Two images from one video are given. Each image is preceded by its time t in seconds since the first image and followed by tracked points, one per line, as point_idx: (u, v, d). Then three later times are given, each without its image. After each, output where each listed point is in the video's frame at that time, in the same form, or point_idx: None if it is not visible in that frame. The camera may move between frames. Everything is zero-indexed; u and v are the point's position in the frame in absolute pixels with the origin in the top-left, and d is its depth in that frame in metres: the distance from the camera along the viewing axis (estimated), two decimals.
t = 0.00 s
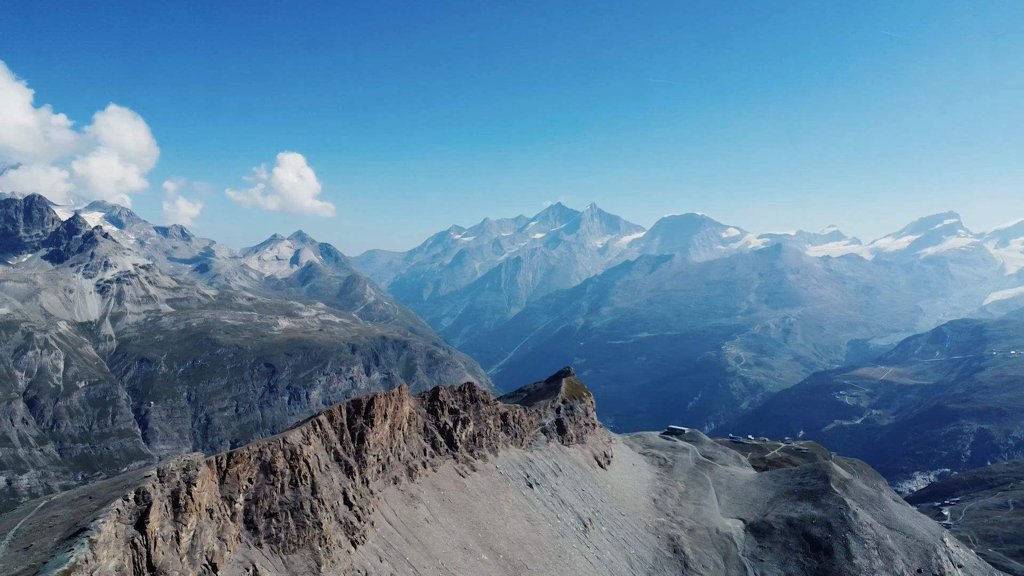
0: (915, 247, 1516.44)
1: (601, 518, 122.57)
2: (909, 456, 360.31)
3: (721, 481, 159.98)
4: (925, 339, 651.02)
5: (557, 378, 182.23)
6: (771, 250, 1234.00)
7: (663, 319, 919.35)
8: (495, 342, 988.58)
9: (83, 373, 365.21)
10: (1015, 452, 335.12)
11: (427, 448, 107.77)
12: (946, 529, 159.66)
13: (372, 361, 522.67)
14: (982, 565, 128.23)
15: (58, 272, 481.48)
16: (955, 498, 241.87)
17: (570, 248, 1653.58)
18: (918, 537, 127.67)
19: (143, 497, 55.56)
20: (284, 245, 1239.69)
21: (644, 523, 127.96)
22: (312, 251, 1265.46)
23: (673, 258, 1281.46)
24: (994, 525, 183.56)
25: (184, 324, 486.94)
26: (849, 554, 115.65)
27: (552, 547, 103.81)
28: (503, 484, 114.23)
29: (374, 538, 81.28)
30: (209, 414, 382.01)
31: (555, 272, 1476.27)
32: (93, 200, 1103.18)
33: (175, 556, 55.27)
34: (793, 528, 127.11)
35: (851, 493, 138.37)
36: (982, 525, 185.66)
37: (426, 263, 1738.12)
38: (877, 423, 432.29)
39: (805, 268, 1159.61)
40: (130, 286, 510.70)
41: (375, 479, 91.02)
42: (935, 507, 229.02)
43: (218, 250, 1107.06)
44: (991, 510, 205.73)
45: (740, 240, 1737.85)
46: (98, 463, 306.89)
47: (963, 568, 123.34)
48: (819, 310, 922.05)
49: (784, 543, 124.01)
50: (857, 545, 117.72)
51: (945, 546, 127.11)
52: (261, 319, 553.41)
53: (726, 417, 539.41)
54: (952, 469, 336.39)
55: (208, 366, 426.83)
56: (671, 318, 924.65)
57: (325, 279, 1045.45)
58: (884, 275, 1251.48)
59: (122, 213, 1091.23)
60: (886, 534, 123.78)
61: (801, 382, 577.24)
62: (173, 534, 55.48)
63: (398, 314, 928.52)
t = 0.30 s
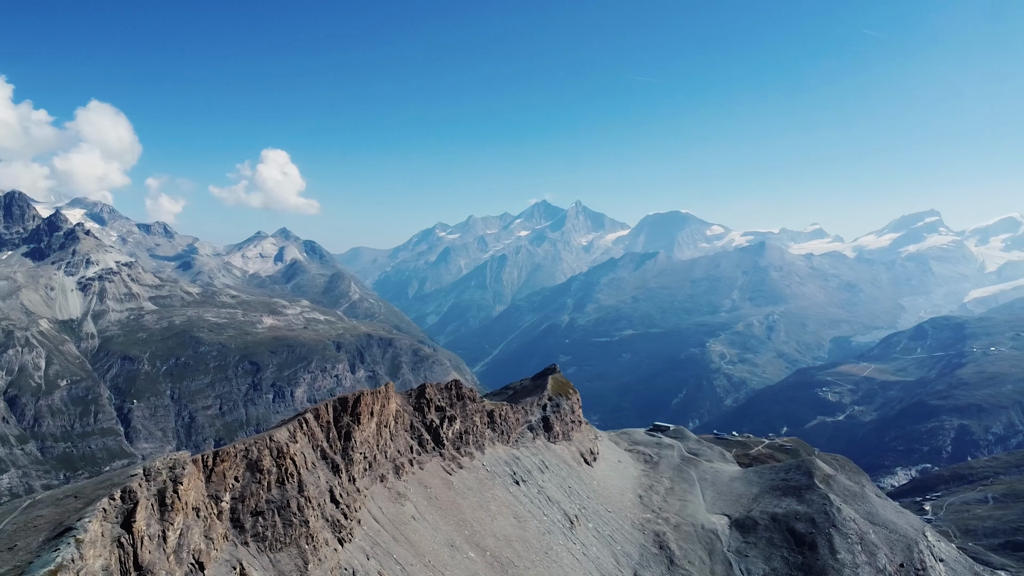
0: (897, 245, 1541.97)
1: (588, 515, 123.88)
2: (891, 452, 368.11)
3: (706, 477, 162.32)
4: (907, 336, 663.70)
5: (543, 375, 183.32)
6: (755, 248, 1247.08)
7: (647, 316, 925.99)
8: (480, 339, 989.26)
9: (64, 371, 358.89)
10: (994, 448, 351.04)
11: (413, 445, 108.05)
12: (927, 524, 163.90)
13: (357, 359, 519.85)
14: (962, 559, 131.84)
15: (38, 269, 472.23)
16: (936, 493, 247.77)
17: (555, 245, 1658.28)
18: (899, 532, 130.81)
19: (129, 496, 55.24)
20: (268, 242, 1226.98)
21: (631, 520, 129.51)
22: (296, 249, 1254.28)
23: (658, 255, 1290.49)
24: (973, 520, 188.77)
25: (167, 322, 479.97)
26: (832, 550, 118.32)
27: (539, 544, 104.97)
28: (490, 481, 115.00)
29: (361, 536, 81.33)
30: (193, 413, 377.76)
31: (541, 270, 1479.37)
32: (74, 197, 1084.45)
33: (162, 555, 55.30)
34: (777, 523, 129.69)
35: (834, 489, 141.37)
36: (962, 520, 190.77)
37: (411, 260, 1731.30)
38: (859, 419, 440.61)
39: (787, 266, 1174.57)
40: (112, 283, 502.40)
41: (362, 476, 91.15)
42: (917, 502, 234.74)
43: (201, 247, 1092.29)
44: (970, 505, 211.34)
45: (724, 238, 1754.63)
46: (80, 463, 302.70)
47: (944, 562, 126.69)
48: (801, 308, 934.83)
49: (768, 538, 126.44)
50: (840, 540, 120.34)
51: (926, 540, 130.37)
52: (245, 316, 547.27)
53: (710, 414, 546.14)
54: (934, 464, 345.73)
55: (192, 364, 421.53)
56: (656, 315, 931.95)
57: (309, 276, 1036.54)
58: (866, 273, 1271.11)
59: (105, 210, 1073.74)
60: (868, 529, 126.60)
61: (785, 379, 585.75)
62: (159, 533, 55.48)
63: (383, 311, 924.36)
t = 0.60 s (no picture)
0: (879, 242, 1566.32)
1: (574, 511, 125.17)
2: (874, 447, 375.50)
3: (692, 473, 164.64)
4: (889, 333, 675.91)
5: (529, 372, 184.26)
6: (739, 245, 1259.77)
7: (633, 313, 932.26)
8: (465, 336, 989.19)
9: (46, 369, 352.67)
10: (974, 443, 361.31)
11: (400, 442, 108.23)
12: (909, 518, 167.87)
13: (343, 357, 516.80)
14: (943, 553, 135.24)
15: (18, 266, 463.03)
16: (918, 488, 253.54)
17: (540, 242, 1660.79)
18: (882, 526, 133.76)
19: (116, 494, 55.06)
20: (252, 239, 1213.30)
21: (617, 516, 131.05)
22: (281, 246, 1242.35)
23: (643, 253, 1298.63)
24: (954, 514, 193.72)
25: (151, 319, 473.07)
26: (816, 544, 120.79)
27: (526, 540, 105.93)
28: (478, 478, 115.68)
29: (349, 534, 81.39)
30: (177, 411, 373.42)
31: (526, 267, 1481.51)
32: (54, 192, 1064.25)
33: (150, 554, 55.10)
34: (763, 519, 132.07)
35: (819, 484, 144.09)
36: (943, 514, 195.66)
37: (396, 257, 1723.52)
38: (843, 415, 448.49)
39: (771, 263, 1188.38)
40: (94, 280, 493.90)
41: (349, 474, 91.18)
42: (899, 496, 239.88)
43: (185, 244, 1077.33)
44: (951, 499, 216.79)
45: (709, 235, 1770.24)
46: (63, 461, 298.32)
47: (926, 556, 129.91)
48: (784, 304, 947.86)
49: (753, 533, 128.82)
50: (824, 534, 122.84)
51: (908, 534, 133.76)
52: (230, 314, 540.93)
53: (694, 410, 552.02)
54: (916, 459, 353.72)
55: (176, 362, 416.21)
56: (641, 312, 938.51)
57: (294, 273, 1027.43)
58: (849, 270, 1290.13)
59: (86, 206, 1054.76)
60: (851, 524, 129.31)
61: (769, 375, 593.41)
62: (146, 533, 55.24)
63: (368, 309, 919.97)
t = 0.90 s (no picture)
0: (862, 239, 1589.02)
1: (561, 507, 126.26)
2: (857, 442, 382.77)
3: (677, 469, 166.80)
4: (872, 329, 687.77)
5: (516, 369, 185.14)
6: (723, 242, 1272.01)
7: (619, 309, 938.15)
8: (451, 333, 988.84)
9: (27, 367, 346.84)
10: (955, 438, 370.16)
11: (387, 439, 108.32)
12: (893, 513, 171.62)
13: (328, 353, 513.87)
14: (926, 546, 138.69)
15: None
16: (901, 482, 259.03)
17: (526, 239, 1663.29)
18: (867, 521, 136.51)
19: (103, 493, 54.93)
20: (237, 235, 1200.75)
21: (605, 512, 132.43)
22: (265, 242, 1230.69)
23: (628, 249, 1306.26)
24: (935, 508, 198.63)
25: (134, 316, 466.67)
26: (802, 538, 123.21)
27: (514, 537, 106.90)
28: (464, 475, 116.34)
29: (336, 531, 81.58)
30: (161, 409, 369.23)
31: (512, 264, 1482.61)
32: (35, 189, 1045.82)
33: (137, 553, 54.93)
34: (748, 514, 134.46)
35: (804, 479, 146.80)
36: (926, 509, 200.22)
37: (382, 254, 1716.56)
38: (826, 410, 456.41)
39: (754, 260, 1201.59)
40: (77, 278, 486.32)
41: (336, 471, 91.28)
42: (882, 491, 244.89)
43: (168, 241, 1064.03)
44: (933, 494, 222.14)
45: (693, 232, 1784.46)
46: (45, 460, 293.87)
47: (908, 550, 133.10)
48: (767, 301, 959.85)
49: (739, 529, 131.11)
50: (808, 529, 125.34)
51: (891, 529, 136.89)
52: (214, 311, 535.00)
53: (679, 406, 558.02)
54: (898, 454, 361.63)
55: (160, 360, 411.25)
56: (627, 309, 944.65)
57: (279, 270, 1019.17)
58: (832, 267, 1307.70)
59: (68, 202, 1037.89)
60: (836, 519, 131.87)
61: (753, 371, 601.06)
62: (134, 531, 55.04)
63: (354, 306, 915.90)
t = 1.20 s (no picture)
0: (846, 236, 1610.49)
1: (548, 503, 127.45)
2: (840, 437, 390.07)
3: (663, 464, 168.97)
4: (855, 325, 698.76)
5: (502, 366, 185.86)
6: (708, 239, 1282.71)
7: (604, 306, 943.37)
8: (437, 330, 987.56)
9: (7, 364, 340.48)
10: (937, 433, 378.60)
11: (374, 436, 108.47)
12: (877, 507, 175.41)
13: (313, 350, 510.77)
14: (908, 540, 142.30)
15: None
16: (883, 477, 264.76)
17: (512, 236, 1663.86)
18: (851, 515, 139.42)
19: (89, 491, 54.86)
20: (221, 231, 1186.63)
21: (592, 508, 134.00)
22: (250, 238, 1217.75)
23: (614, 246, 1312.10)
24: (917, 502, 203.51)
25: (117, 313, 459.94)
26: (786, 533, 125.77)
27: (501, 533, 107.95)
28: (451, 471, 116.96)
29: (323, 528, 81.71)
30: (144, 406, 365.00)
31: (497, 260, 1482.75)
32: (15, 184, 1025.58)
33: (124, 551, 54.83)
34: (734, 509, 136.74)
35: (788, 474, 149.65)
36: (908, 503, 205.16)
37: (367, 250, 1706.07)
38: (809, 406, 463.60)
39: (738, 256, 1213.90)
40: (58, 274, 477.97)
41: (323, 468, 91.41)
42: (865, 485, 250.21)
43: (151, 237, 1048.69)
44: (915, 488, 227.34)
45: (679, 229, 1796.17)
46: (26, 458, 288.98)
47: (891, 543, 136.19)
48: (751, 297, 970.97)
49: (725, 524, 133.34)
50: (793, 524, 127.92)
51: (874, 523, 140.07)
52: (198, 308, 528.67)
53: (664, 402, 563.79)
54: (881, 449, 368.89)
55: (143, 357, 405.92)
56: (612, 305, 950.16)
57: (263, 266, 1009.06)
58: (816, 263, 1324.05)
59: (49, 197, 1019.35)
60: (820, 514, 134.64)
61: (737, 367, 608.48)
62: (120, 529, 54.98)
63: (339, 302, 910.77)
